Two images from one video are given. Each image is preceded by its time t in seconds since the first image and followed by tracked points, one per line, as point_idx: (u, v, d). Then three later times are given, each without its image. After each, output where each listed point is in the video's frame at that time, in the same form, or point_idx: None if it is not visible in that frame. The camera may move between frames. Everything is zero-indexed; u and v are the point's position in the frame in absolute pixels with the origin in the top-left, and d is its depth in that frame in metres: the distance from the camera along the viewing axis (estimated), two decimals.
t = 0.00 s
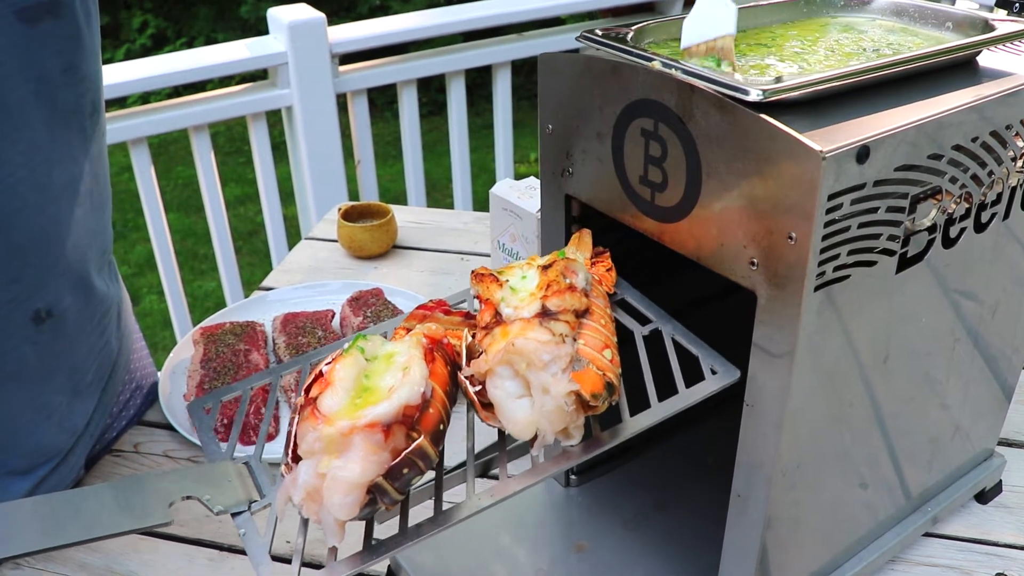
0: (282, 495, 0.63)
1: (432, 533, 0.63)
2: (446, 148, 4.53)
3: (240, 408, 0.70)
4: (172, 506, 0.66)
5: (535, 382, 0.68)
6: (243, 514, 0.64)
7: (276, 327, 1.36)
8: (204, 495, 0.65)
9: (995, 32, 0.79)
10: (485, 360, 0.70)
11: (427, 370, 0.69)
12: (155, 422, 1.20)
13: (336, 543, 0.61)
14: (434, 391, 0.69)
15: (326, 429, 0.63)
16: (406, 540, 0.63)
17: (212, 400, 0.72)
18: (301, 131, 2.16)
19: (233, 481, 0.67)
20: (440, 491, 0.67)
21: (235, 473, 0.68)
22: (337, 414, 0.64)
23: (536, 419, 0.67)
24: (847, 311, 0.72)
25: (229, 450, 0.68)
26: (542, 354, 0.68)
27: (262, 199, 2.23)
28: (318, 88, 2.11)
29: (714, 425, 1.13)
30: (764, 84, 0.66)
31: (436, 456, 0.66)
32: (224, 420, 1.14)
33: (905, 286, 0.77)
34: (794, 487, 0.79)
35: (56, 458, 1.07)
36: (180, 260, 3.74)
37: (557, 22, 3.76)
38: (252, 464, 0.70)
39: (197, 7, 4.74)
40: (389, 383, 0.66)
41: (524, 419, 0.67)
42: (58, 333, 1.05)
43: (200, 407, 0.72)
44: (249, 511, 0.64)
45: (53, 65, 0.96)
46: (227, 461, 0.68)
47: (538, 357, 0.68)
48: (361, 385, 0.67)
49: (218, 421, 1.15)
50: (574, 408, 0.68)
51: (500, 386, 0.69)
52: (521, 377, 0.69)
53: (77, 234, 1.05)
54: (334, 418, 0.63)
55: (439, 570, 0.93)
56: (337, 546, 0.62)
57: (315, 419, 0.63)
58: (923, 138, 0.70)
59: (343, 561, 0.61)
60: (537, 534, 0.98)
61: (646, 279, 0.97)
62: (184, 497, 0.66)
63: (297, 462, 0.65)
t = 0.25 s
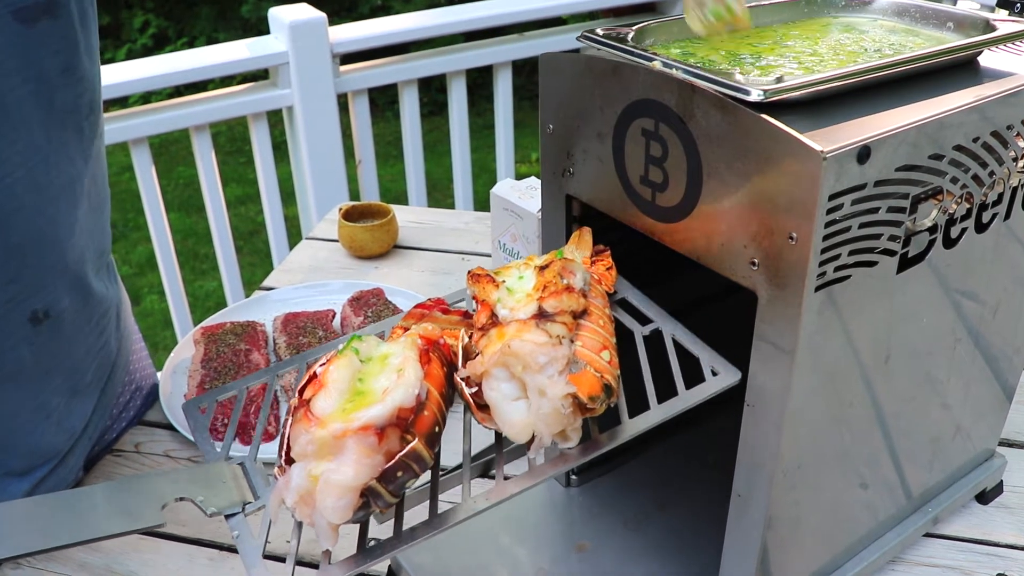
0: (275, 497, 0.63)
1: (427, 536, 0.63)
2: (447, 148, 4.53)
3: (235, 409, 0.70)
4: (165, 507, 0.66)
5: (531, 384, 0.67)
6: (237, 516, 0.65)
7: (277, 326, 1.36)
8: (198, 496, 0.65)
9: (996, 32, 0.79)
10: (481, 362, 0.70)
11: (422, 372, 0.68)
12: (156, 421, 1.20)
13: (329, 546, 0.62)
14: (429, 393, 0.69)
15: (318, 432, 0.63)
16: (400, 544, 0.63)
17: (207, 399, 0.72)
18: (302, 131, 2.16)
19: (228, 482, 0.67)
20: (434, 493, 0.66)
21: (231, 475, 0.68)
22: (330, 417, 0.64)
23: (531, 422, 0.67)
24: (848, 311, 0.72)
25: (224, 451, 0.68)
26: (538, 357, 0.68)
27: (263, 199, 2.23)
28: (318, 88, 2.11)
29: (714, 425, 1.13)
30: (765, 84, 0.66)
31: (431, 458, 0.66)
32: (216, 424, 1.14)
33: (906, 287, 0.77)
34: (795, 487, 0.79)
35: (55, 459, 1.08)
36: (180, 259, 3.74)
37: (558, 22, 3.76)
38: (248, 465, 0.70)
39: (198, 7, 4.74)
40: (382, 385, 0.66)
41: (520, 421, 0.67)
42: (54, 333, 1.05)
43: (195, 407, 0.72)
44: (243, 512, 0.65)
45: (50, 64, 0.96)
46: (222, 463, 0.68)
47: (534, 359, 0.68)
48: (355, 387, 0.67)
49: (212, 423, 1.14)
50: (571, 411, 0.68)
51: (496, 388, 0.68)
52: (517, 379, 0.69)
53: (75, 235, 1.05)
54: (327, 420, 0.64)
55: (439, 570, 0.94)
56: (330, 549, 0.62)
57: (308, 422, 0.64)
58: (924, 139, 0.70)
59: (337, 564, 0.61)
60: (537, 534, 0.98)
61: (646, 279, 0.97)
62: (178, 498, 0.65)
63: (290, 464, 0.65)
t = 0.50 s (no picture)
0: (274, 482, 0.63)
1: (428, 519, 0.62)
2: (448, 145, 4.53)
3: (233, 394, 0.69)
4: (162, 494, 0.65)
5: (531, 363, 0.67)
6: (236, 501, 0.64)
7: (277, 323, 1.36)
8: (196, 481, 0.65)
9: (999, 26, 0.78)
10: (480, 342, 0.70)
11: (420, 352, 0.69)
12: (157, 418, 1.19)
13: (329, 529, 0.61)
14: (428, 373, 0.69)
15: (316, 414, 0.62)
16: (400, 528, 0.62)
17: (206, 385, 0.71)
18: (302, 128, 2.16)
19: (227, 467, 0.67)
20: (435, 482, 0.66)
21: (230, 460, 0.67)
22: (328, 398, 0.64)
23: (532, 402, 0.67)
24: (850, 306, 0.72)
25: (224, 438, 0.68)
26: (537, 335, 0.67)
27: (263, 196, 2.23)
28: (318, 85, 2.11)
29: (716, 422, 1.13)
30: (767, 77, 0.65)
31: (430, 440, 0.67)
32: (214, 408, 1.14)
33: (908, 282, 0.77)
34: (797, 483, 0.79)
35: (55, 457, 1.08)
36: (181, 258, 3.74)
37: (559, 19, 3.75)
38: (246, 451, 0.69)
39: (199, 5, 4.74)
40: (381, 365, 0.66)
41: (520, 401, 0.67)
42: (54, 331, 1.05)
43: (194, 393, 0.71)
44: (243, 498, 0.65)
45: (49, 61, 0.96)
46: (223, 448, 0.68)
47: (533, 338, 0.67)
48: (352, 367, 0.66)
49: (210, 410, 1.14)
50: (572, 390, 0.67)
51: (496, 368, 0.68)
52: (517, 359, 0.69)
53: (76, 232, 1.05)
54: (325, 402, 0.63)
55: (440, 567, 0.93)
56: (331, 533, 0.61)
57: (306, 404, 0.64)
58: (926, 133, 0.69)
59: (337, 549, 0.60)
60: (539, 531, 0.98)
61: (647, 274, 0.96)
62: (176, 484, 0.65)
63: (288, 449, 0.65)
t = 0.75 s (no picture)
0: (265, 481, 0.63)
1: (420, 519, 0.63)
2: (448, 142, 4.53)
3: (227, 393, 0.71)
4: (154, 492, 0.65)
5: (527, 367, 0.67)
6: (228, 501, 0.65)
7: (276, 319, 1.36)
8: (188, 480, 0.65)
9: (998, 21, 0.78)
10: (476, 345, 0.70)
11: (414, 352, 0.69)
12: (156, 415, 1.19)
13: (320, 530, 0.61)
14: (421, 373, 0.70)
15: (308, 413, 0.63)
16: (390, 529, 0.62)
17: (199, 385, 0.72)
18: (302, 125, 2.16)
19: (219, 467, 0.67)
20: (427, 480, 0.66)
21: (221, 459, 0.68)
22: (320, 398, 0.64)
23: (527, 406, 0.67)
24: (848, 301, 0.72)
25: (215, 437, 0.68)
26: (534, 339, 0.67)
27: (263, 193, 2.23)
28: (318, 82, 2.11)
29: (715, 418, 1.13)
30: (764, 71, 0.65)
31: (423, 441, 0.67)
32: (207, 405, 1.14)
33: (906, 277, 0.77)
34: (795, 479, 0.79)
35: (51, 454, 1.08)
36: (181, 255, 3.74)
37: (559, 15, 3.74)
38: (240, 451, 0.70)
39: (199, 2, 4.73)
40: (374, 365, 0.67)
41: (515, 405, 0.67)
42: (47, 329, 1.05)
43: (187, 392, 0.72)
44: (234, 498, 0.65)
45: (36, 58, 0.97)
46: (212, 448, 0.68)
47: (530, 342, 0.67)
48: (346, 368, 0.67)
49: (202, 409, 1.14)
50: (568, 395, 0.67)
51: (491, 372, 0.69)
52: (512, 362, 0.69)
53: (69, 230, 1.05)
54: (318, 402, 0.64)
55: (439, 563, 0.93)
56: (322, 533, 0.62)
57: (298, 403, 0.64)
58: (924, 128, 0.69)
59: (327, 549, 0.61)
60: (537, 527, 0.98)
61: (646, 270, 0.96)
62: (168, 483, 0.65)
63: (280, 449, 0.65)
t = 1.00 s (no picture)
0: (258, 482, 0.63)
1: (414, 520, 0.62)
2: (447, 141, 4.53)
3: (223, 391, 0.71)
4: (148, 493, 0.66)
5: (520, 367, 0.68)
6: (222, 500, 0.64)
7: (275, 320, 1.36)
8: (183, 480, 0.64)
9: (995, 22, 0.78)
10: (468, 345, 0.70)
11: (406, 353, 0.69)
12: (155, 415, 1.19)
13: (314, 530, 0.61)
14: (415, 373, 0.70)
15: (300, 415, 0.63)
16: (385, 530, 0.62)
17: (194, 381, 0.72)
18: (301, 125, 2.16)
19: (214, 465, 0.66)
20: (422, 477, 0.66)
21: (217, 458, 0.67)
22: (312, 399, 0.64)
23: (520, 406, 0.67)
24: (846, 301, 0.72)
25: (209, 437, 0.68)
26: (526, 339, 0.68)
27: (262, 193, 2.23)
28: (317, 81, 2.11)
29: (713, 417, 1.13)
30: (761, 73, 0.65)
31: (417, 441, 0.68)
32: (201, 409, 1.13)
33: (904, 278, 0.77)
34: (793, 479, 0.79)
35: (48, 457, 1.09)
36: (180, 254, 3.74)
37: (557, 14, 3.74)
38: (234, 449, 0.69)
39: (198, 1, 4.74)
40: (366, 366, 0.67)
41: (508, 406, 0.67)
42: (43, 332, 1.05)
43: (182, 388, 0.71)
44: (228, 497, 0.64)
45: (34, 61, 0.97)
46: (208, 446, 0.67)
47: (522, 341, 0.68)
48: (338, 368, 0.67)
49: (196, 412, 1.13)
50: (561, 394, 0.68)
51: (484, 372, 0.69)
52: (506, 362, 0.69)
53: (65, 234, 1.05)
54: (309, 403, 0.64)
55: (438, 563, 0.93)
56: (315, 534, 0.62)
57: (290, 405, 0.64)
58: (922, 128, 0.69)
59: (322, 550, 0.60)
60: (536, 527, 0.98)
61: (644, 270, 0.96)
62: (162, 483, 0.65)
63: (273, 448, 0.65)
